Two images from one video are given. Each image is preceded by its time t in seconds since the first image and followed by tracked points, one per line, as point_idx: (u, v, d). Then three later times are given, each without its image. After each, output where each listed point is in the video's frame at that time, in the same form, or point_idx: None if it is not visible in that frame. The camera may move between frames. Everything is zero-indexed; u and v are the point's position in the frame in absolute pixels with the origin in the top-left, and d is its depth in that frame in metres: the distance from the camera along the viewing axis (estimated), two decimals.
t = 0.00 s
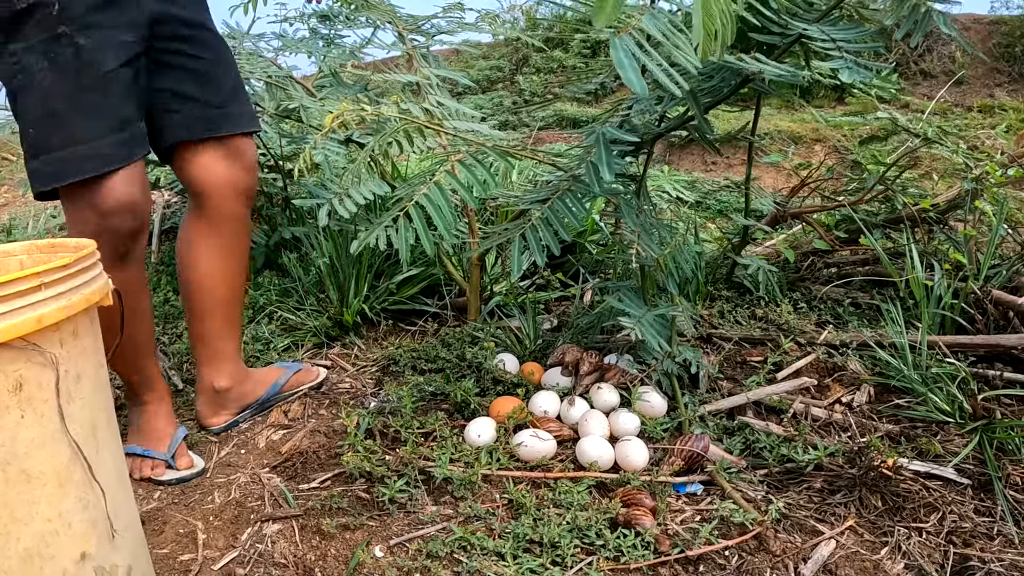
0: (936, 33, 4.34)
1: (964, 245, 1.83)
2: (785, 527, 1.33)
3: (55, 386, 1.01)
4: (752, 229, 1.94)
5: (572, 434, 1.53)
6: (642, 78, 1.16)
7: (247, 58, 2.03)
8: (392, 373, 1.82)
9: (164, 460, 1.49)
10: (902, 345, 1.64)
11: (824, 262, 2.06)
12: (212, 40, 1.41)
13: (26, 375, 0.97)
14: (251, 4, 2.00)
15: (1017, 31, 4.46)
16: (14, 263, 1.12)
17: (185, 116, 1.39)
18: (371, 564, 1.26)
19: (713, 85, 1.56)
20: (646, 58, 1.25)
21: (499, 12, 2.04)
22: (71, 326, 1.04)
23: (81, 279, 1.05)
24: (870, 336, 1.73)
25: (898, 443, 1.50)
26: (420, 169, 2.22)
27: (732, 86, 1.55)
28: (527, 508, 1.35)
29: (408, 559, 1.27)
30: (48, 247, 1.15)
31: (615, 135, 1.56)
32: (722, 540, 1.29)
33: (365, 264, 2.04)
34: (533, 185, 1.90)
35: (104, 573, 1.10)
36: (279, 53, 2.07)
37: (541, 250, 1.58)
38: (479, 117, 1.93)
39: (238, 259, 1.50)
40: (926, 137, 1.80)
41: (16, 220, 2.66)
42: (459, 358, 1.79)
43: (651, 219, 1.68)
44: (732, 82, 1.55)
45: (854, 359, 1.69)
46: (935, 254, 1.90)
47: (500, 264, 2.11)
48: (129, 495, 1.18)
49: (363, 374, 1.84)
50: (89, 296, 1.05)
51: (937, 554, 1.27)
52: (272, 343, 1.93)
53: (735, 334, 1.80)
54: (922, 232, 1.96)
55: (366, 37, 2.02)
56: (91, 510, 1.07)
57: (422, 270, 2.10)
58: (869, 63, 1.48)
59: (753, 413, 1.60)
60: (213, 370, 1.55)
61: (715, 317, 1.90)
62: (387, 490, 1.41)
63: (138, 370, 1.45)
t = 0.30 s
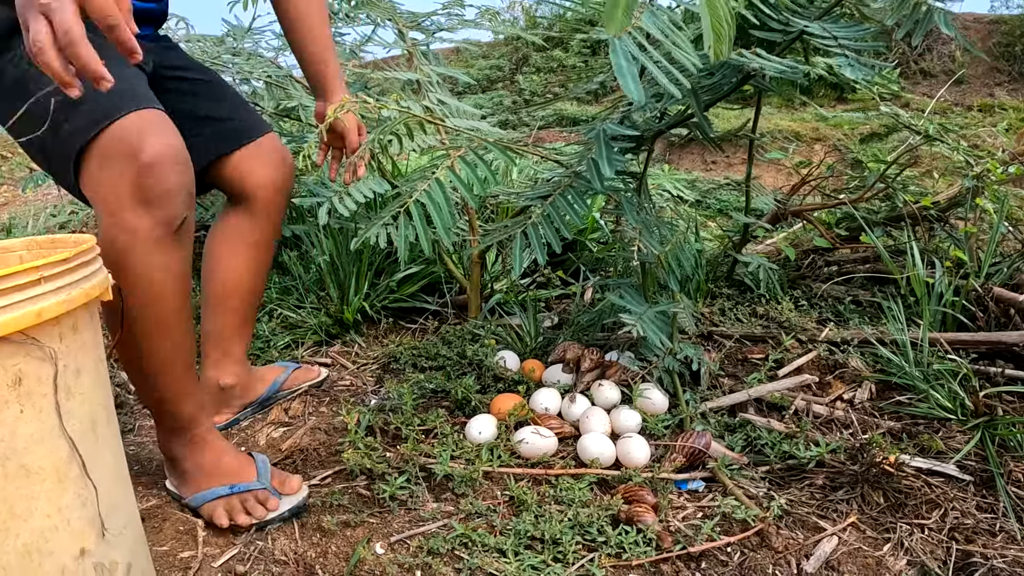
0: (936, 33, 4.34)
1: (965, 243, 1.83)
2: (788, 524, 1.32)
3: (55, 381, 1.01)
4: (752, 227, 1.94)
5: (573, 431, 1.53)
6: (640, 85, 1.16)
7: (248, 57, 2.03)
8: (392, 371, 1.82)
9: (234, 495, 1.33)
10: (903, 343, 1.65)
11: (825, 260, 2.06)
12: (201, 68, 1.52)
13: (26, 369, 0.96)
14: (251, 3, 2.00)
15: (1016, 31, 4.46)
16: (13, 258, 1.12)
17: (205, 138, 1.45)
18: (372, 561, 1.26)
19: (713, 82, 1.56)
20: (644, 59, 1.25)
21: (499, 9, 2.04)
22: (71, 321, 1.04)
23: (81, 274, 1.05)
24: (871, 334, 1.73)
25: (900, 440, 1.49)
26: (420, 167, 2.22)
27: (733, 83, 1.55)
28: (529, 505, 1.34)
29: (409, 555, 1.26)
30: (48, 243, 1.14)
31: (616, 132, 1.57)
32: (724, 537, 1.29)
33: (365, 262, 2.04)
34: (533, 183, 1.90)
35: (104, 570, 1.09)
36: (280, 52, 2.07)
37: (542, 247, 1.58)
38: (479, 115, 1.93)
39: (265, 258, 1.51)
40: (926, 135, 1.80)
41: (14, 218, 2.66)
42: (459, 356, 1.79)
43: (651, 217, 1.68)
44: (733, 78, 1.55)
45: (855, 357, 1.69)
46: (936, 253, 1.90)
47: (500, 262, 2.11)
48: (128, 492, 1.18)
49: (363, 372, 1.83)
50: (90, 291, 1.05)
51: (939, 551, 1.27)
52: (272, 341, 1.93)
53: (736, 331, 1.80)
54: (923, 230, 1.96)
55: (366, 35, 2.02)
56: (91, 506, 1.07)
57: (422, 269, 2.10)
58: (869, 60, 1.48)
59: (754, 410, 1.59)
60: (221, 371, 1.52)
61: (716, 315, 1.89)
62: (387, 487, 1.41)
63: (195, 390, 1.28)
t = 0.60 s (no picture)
0: (936, 32, 4.34)
1: (964, 242, 1.82)
2: (786, 522, 1.32)
3: (53, 379, 1.01)
4: (751, 226, 1.94)
5: (572, 430, 1.53)
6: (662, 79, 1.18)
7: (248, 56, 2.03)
8: (392, 370, 1.82)
9: (234, 495, 1.34)
10: (902, 342, 1.65)
11: (824, 259, 2.06)
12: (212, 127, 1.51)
13: (24, 367, 0.97)
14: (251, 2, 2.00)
15: (1016, 30, 4.46)
16: (12, 257, 1.10)
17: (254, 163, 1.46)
18: (370, 560, 1.26)
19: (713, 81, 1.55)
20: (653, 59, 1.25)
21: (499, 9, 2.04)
22: (70, 320, 1.04)
23: (79, 273, 1.05)
24: (871, 332, 1.72)
25: (899, 439, 1.49)
26: (420, 167, 2.22)
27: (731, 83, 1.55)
28: (527, 504, 1.34)
29: (407, 554, 1.26)
30: (46, 242, 1.13)
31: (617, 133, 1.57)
32: (722, 536, 1.29)
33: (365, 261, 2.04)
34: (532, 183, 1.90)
35: (102, 569, 1.09)
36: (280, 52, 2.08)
37: (538, 247, 1.59)
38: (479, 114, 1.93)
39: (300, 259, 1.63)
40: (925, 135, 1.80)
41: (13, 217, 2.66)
42: (459, 355, 1.79)
43: (651, 216, 1.68)
44: (732, 79, 1.55)
45: (854, 356, 1.69)
46: (935, 252, 1.90)
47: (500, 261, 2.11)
48: (127, 491, 1.17)
49: (362, 371, 1.83)
50: (88, 289, 1.05)
51: (938, 550, 1.27)
52: (272, 340, 1.93)
53: (736, 330, 1.80)
54: (923, 229, 1.96)
55: (365, 34, 2.00)
56: (90, 504, 1.07)
57: (422, 268, 2.09)
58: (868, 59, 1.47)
59: (754, 409, 1.59)
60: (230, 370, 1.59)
61: (716, 314, 1.89)
62: (386, 486, 1.41)
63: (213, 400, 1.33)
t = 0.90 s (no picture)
0: (936, 32, 4.34)
1: (964, 241, 1.82)
2: (786, 521, 1.32)
3: (53, 377, 1.01)
4: (751, 225, 1.94)
5: (572, 429, 1.53)
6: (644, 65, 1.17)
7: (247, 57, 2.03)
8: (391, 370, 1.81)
9: (239, 484, 1.34)
10: (902, 341, 1.64)
11: (824, 258, 2.06)
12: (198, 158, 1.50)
13: (23, 366, 0.97)
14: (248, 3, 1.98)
15: (1016, 30, 4.46)
16: (11, 256, 1.11)
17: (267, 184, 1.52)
18: (369, 559, 1.25)
19: (710, 79, 1.53)
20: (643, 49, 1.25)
21: (498, 10, 2.04)
22: (69, 318, 1.04)
23: (78, 271, 1.05)
24: (870, 332, 1.72)
25: (899, 438, 1.49)
26: (419, 167, 2.22)
27: (730, 80, 1.55)
28: (527, 503, 1.34)
29: (407, 553, 1.26)
30: (46, 241, 1.14)
31: (613, 129, 1.57)
32: (722, 535, 1.28)
33: (364, 261, 2.04)
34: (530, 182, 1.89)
35: (101, 567, 1.09)
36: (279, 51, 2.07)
37: (539, 244, 1.58)
38: (478, 114, 1.93)
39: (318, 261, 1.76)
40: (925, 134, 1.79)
41: (12, 217, 2.65)
42: (458, 354, 1.79)
43: (650, 215, 1.67)
44: (728, 77, 1.55)
45: (854, 355, 1.69)
46: (935, 251, 1.90)
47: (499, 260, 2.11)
48: (127, 489, 1.17)
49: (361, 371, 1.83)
50: (87, 287, 1.05)
51: (938, 548, 1.27)
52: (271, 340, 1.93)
53: (735, 330, 1.79)
54: (922, 228, 1.96)
55: (364, 35, 2.00)
56: (90, 502, 1.07)
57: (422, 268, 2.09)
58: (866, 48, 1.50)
59: (753, 408, 1.59)
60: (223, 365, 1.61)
61: (715, 313, 1.89)
62: (386, 485, 1.41)
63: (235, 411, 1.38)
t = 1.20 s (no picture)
0: (935, 32, 4.34)
1: (964, 242, 1.83)
2: (787, 523, 1.32)
3: (56, 381, 1.01)
4: (751, 226, 1.94)
5: (573, 431, 1.53)
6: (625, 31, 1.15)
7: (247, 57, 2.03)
8: (392, 371, 1.82)
9: (250, 477, 1.38)
10: (903, 342, 1.65)
11: (824, 259, 2.06)
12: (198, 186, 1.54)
13: (26, 370, 0.97)
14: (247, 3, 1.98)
15: (1016, 30, 4.46)
16: (13, 259, 1.12)
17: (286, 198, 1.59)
18: (371, 561, 1.26)
19: (709, 76, 1.51)
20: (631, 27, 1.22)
21: (498, 10, 2.04)
22: (72, 322, 1.04)
23: (81, 274, 1.05)
24: (870, 333, 1.73)
25: (899, 440, 1.49)
26: (419, 168, 2.22)
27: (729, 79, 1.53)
28: (528, 505, 1.35)
29: (408, 555, 1.26)
30: (48, 243, 1.14)
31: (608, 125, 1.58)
32: (722, 536, 1.29)
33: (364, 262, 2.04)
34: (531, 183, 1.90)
35: (104, 570, 1.09)
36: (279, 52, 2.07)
37: (543, 247, 1.57)
38: (478, 114, 1.93)
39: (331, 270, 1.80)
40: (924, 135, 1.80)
41: (13, 218, 2.65)
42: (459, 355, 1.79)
43: (650, 216, 1.67)
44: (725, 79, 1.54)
45: (854, 356, 1.69)
46: (935, 252, 1.90)
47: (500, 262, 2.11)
48: (130, 491, 1.17)
49: (362, 372, 1.84)
50: (90, 291, 1.05)
51: (938, 550, 1.27)
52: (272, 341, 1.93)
53: (736, 331, 1.80)
54: (922, 229, 1.97)
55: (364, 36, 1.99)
56: (92, 505, 1.07)
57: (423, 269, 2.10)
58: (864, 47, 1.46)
59: (754, 409, 1.59)
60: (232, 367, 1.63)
61: (715, 314, 1.89)
62: (387, 486, 1.41)
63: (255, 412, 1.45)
